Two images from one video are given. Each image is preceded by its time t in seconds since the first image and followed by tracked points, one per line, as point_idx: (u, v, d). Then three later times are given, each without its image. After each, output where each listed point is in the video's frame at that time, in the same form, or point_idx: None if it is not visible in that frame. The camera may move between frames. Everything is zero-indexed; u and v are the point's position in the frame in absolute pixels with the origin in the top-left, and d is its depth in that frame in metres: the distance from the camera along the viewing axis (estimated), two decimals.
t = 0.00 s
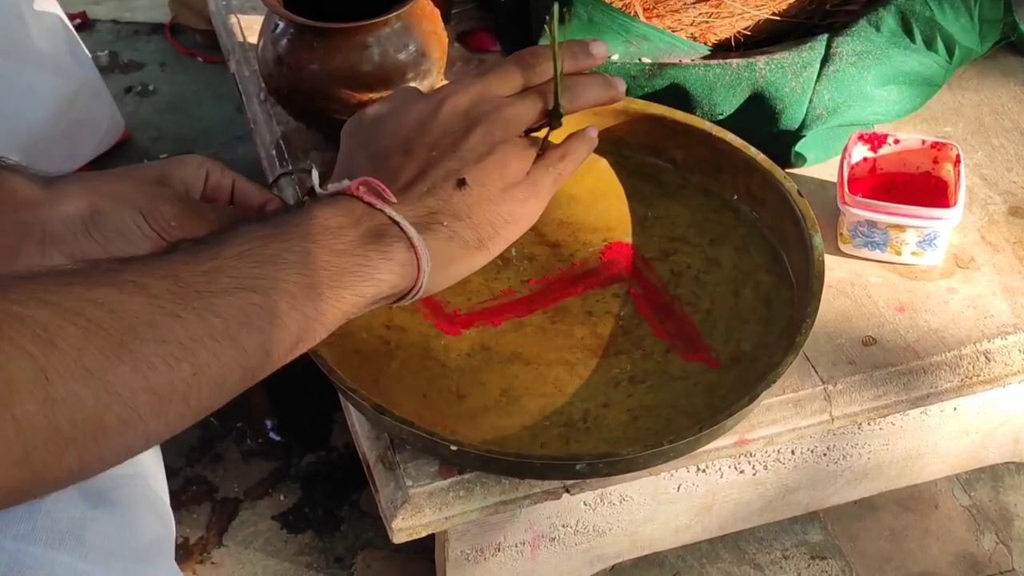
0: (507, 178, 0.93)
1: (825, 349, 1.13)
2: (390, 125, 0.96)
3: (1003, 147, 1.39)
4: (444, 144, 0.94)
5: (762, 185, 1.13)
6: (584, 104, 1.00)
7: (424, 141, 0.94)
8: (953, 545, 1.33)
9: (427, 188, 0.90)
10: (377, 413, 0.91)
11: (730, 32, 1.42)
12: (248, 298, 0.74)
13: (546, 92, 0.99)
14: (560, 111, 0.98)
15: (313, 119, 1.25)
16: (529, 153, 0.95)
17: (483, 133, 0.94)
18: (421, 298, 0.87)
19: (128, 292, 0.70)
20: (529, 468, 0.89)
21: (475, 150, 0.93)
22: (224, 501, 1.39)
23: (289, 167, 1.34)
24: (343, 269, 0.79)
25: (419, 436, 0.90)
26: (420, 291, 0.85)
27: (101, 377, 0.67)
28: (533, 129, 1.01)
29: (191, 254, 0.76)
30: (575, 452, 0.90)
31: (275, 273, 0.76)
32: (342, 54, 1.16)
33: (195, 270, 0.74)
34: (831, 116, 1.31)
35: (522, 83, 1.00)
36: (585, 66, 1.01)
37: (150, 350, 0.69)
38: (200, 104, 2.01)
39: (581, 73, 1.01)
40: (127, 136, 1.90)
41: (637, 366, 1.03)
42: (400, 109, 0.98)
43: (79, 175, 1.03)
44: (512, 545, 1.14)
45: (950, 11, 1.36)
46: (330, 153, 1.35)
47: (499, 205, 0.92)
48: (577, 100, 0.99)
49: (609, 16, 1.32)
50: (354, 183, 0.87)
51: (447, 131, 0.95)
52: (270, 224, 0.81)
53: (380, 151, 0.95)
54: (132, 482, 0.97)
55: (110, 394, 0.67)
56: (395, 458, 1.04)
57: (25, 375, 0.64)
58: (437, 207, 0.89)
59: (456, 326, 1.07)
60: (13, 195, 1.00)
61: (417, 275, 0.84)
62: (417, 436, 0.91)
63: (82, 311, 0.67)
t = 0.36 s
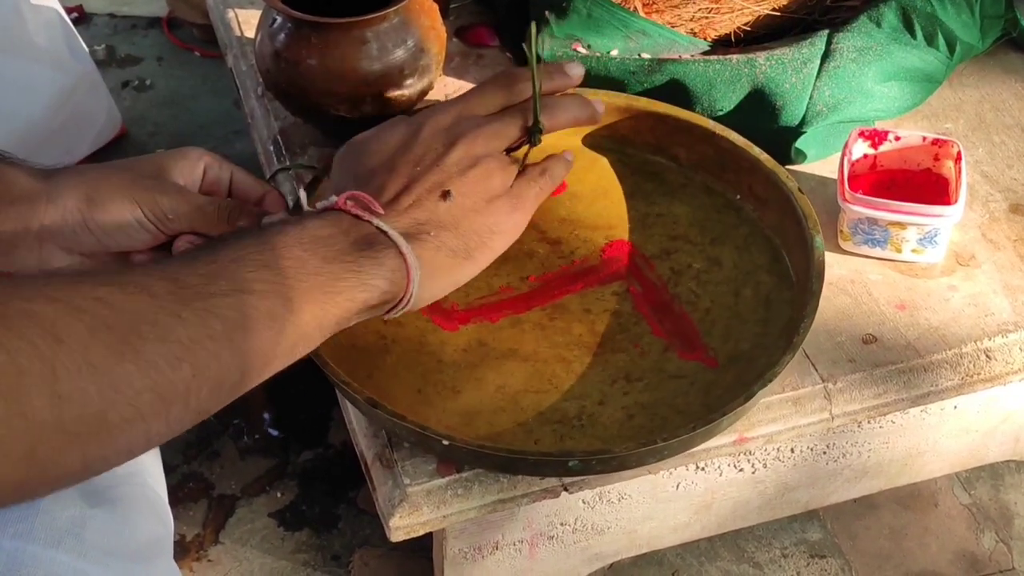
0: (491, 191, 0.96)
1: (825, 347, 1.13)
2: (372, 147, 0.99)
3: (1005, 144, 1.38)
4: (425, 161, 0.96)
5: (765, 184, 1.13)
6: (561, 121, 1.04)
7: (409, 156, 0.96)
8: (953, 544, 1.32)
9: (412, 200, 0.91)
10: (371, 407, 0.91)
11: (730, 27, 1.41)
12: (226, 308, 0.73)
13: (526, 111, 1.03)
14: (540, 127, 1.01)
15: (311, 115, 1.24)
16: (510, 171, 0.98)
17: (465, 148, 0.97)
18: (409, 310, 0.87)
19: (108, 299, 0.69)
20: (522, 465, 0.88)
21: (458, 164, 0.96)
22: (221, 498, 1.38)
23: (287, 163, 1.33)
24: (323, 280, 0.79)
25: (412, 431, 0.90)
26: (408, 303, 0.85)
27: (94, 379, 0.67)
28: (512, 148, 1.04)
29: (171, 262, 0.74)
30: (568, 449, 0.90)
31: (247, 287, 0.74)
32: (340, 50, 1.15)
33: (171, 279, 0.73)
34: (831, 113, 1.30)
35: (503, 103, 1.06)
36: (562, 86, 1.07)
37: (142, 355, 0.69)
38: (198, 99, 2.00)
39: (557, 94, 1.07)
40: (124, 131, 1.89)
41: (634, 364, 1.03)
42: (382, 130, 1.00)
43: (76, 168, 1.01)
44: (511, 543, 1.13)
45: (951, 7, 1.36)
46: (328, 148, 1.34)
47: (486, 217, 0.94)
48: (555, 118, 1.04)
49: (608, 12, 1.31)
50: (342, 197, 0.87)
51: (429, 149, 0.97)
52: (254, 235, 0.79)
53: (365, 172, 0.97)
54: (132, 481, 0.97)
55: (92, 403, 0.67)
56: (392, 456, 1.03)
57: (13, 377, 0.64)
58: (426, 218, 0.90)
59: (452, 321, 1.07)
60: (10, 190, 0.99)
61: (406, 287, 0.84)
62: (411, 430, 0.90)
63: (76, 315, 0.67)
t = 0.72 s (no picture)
0: (496, 192, 0.95)
1: (827, 346, 1.12)
2: (383, 142, 0.97)
3: (1008, 143, 1.37)
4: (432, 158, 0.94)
5: (766, 182, 1.12)
6: (567, 123, 1.03)
7: (418, 152, 0.95)
8: (955, 544, 1.32)
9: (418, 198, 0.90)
10: (373, 406, 0.90)
11: (732, 24, 1.40)
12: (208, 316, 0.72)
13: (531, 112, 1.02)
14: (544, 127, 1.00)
15: (311, 111, 1.23)
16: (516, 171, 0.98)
17: (472, 148, 0.96)
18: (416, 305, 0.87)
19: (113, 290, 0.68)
20: (525, 463, 0.87)
21: (463, 165, 0.95)
22: (219, 496, 1.37)
23: (287, 159, 1.32)
24: (331, 275, 0.78)
25: (415, 429, 0.89)
26: (414, 297, 0.85)
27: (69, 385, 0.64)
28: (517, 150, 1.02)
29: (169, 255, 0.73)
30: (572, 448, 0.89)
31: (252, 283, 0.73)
32: (340, 46, 1.14)
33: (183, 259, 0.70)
34: (834, 110, 1.30)
35: (508, 105, 1.03)
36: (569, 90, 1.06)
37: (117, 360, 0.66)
38: (197, 94, 1.99)
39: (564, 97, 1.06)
40: (124, 126, 1.88)
41: (637, 362, 1.02)
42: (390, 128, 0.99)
43: (75, 164, 1.01)
44: (511, 542, 1.13)
45: (954, 4, 1.34)
46: (328, 145, 1.34)
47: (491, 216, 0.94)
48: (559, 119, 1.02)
49: (610, 9, 1.30)
50: (348, 192, 0.87)
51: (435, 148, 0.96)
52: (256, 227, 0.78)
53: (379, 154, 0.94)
54: (130, 478, 0.96)
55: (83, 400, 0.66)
56: (392, 455, 1.03)
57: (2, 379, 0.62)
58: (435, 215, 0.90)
59: (454, 320, 1.06)
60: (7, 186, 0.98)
61: (413, 280, 0.84)
62: (413, 429, 0.90)
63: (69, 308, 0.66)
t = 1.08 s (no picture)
0: (498, 185, 0.95)
1: (823, 344, 1.12)
2: (385, 137, 1.00)
3: (1005, 141, 1.37)
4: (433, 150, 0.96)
5: (761, 177, 1.12)
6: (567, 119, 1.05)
7: (417, 147, 0.97)
8: (950, 542, 1.32)
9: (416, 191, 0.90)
10: (372, 402, 0.90)
11: (730, 21, 1.40)
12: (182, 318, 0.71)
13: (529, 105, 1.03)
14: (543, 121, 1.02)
15: (308, 106, 1.23)
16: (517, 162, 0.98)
17: (472, 142, 0.98)
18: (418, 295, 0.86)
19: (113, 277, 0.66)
20: (525, 458, 0.87)
21: (465, 156, 0.96)
22: (214, 492, 1.37)
23: (283, 155, 1.32)
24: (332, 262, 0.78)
25: (415, 425, 0.89)
26: (415, 288, 0.85)
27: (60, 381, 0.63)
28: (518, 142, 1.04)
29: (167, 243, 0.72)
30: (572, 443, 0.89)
31: (256, 267, 0.73)
32: (337, 41, 1.14)
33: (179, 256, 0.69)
34: (830, 108, 1.29)
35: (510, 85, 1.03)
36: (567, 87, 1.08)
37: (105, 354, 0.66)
38: (194, 89, 1.98)
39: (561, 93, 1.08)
40: (119, 121, 1.88)
41: (634, 357, 1.02)
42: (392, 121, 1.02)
43: (70, 160, 1.00)
44: (506, 539, 1.13)
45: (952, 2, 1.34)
46: (324, 141, 1.34)
47: (491, 209, 0.93)
48: (559, 114, 1.04)
49: (607, 5, 1.31)
50: (350, 182, 0.86)
51: (436, 142, 0.97)
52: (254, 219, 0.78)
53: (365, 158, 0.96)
54: (125, 473, 0.97)
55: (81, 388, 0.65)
56: (388, 451, 1.02)
57: None
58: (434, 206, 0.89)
59: (450, 317, 1.06)
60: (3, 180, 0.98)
61: (413, 273, 0.83)
62: (413, 426, 0.89)
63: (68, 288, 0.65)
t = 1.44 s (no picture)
0: (516, 168, 1.00)
1: (820, 345, 1.12)
2: (407, 117, 1.03)
3: (1002, 142, 1.37)
4: (458, 130, 1.01)
5: (759, 179, 1.12)
6: (590, 102, 1.06)
7: (443, 125, 1.02)
8: (946, 543, 1.32)
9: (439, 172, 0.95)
10: (365, 404, 0.90)
11: (728, 21, 1.39)
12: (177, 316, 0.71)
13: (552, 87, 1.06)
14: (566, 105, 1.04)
15: (304, 106, 1.23)
16: (540, 146, 1.02)
17: (495, 125, 1.01)
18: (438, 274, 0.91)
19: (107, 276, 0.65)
20: (518, 462, 0.87)
21: (486, 140, 1.00)
22: (210, 492, 1.37)
23: (280, 154, 1.32)
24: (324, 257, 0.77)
25: (408, 428, 0.89)
26: (436, 266, 0.89)
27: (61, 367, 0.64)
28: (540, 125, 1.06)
29: (205, 218, 0.75)
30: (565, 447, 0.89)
31: (250, 268, 0.72)
32: (334, 41, 1.13)
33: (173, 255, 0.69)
34: (828, 109, 1.29)
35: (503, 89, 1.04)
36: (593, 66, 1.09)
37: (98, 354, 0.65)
38: (191, 88, 1.98)
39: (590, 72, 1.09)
40: (116, 120, 1.87)
41: (630, 360, 1.02)
42: (416, 101, 1.05)
43: (66, 157, 1.00)
44: (501, 540, 1.13)
45: (949, 3, 1.34)
46: (321, 140, 1.33)
47: (513, 192, 0.98)
48: (583, 98, 1.05)
49: (604, 4, 1.31)
50: (372, 161, 0.91)
51: (458, 121, 1.02)
52: (281, 196, 0.81)
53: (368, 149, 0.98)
54: (119, 472, 0.96)
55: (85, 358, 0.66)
56: (383, 452, 1.02)
57: None
58: (454, 185, 0.94)
59: (446, 317, 1.06)
60: None
61: (435, 251, 0.88)
62: (406, 429, 0.89)
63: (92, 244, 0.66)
